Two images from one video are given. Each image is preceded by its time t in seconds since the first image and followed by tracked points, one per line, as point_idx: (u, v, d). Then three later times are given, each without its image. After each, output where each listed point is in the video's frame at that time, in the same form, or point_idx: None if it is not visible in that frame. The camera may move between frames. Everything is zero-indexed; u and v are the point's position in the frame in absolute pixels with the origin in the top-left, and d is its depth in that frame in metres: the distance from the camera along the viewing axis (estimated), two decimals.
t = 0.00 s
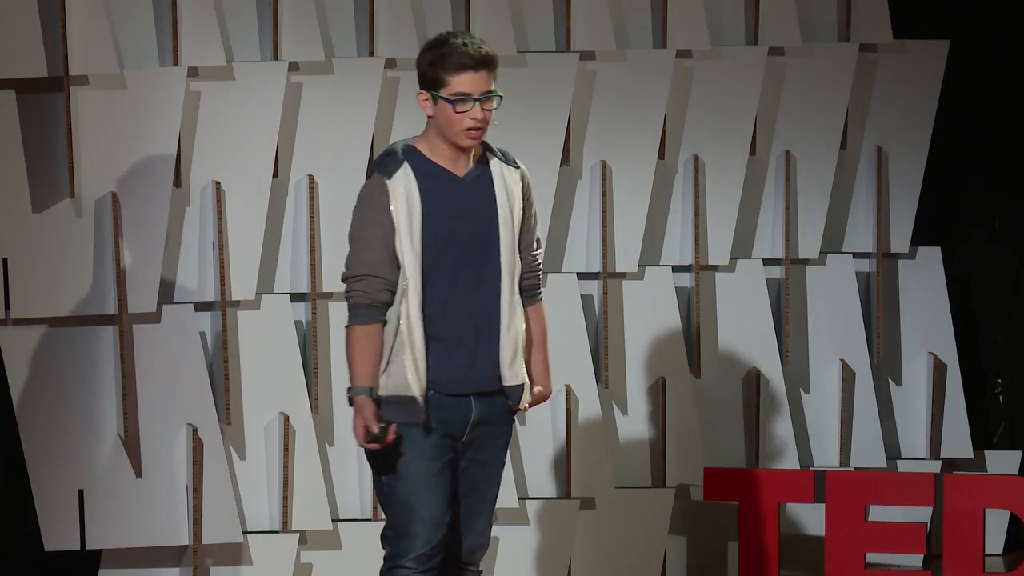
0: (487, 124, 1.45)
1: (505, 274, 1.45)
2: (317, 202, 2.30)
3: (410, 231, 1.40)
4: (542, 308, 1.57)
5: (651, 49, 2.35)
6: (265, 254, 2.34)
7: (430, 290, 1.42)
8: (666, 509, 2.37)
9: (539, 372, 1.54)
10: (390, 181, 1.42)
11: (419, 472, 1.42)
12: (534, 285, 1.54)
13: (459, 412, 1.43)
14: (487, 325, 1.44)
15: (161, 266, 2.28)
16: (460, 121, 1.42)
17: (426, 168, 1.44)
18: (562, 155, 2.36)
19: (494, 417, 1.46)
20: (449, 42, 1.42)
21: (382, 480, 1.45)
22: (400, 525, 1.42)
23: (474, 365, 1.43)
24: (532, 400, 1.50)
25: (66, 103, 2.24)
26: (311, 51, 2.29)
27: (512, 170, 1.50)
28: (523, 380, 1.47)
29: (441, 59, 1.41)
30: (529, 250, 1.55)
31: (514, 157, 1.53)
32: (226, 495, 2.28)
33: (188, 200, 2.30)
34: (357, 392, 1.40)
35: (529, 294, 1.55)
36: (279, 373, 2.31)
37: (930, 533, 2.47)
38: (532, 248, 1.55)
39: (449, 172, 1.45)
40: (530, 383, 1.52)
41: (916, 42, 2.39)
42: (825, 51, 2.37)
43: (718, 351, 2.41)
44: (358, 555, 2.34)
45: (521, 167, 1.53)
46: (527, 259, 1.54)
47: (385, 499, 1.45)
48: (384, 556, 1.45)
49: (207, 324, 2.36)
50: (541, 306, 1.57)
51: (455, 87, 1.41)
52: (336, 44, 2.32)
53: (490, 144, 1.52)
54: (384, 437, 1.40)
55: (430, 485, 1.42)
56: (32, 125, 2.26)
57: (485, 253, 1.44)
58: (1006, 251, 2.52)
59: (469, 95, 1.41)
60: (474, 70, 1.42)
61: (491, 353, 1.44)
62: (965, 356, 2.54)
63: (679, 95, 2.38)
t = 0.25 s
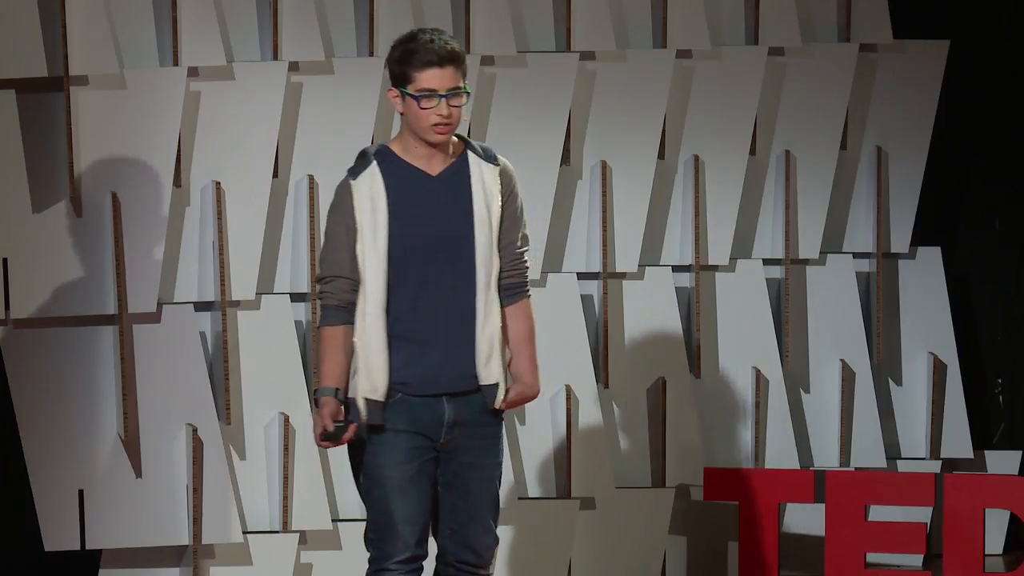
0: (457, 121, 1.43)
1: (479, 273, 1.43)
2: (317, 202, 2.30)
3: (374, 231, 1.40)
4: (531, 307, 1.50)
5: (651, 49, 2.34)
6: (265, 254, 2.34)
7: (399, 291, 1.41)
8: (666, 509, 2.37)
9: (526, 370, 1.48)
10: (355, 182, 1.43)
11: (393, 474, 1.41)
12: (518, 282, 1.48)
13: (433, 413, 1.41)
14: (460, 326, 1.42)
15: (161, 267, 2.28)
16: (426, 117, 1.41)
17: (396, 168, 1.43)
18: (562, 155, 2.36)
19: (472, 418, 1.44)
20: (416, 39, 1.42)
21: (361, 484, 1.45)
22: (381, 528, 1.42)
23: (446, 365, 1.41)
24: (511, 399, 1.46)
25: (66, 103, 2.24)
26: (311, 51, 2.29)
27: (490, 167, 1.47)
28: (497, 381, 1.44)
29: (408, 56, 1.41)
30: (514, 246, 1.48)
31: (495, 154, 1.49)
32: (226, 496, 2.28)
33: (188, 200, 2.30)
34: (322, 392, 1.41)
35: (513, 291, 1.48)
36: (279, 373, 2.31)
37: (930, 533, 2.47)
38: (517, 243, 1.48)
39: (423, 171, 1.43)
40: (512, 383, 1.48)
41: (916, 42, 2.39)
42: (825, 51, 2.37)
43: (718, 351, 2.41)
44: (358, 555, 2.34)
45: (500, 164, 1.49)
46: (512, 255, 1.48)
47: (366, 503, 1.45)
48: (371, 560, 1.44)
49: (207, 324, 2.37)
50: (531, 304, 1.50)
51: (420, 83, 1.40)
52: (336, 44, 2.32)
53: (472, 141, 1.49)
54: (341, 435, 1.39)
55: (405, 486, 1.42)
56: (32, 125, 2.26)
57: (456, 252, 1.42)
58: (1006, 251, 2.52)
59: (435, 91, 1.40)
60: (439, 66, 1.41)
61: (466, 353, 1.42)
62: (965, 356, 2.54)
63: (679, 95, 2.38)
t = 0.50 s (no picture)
0: (425, 122, 1.41)
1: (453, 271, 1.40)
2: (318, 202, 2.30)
3: (342, 235, 1.40)
4: (515, 304, 1.44)
5: (651, 49, 2.34)
6: (265, 254, 2.33)
7: (372, 294, 1.40)
8: (666, 509, 2.37)
9: (512, 366, 1.42)
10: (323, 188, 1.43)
11: (374, 477, 1.40)
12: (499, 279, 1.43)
13: (410, 415, 1.40)
14: (434, 327, 1.40)
15: (161, 267, 2.28)
16: (392, 118, 1.39)
17: (366, 172, 1.42)
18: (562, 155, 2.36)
19: (452, 417, 1.40)
20: (385, 39, 1.41)
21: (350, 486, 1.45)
22: (368, 530, 1.41)
23: (419, 367, 1.39)
24: (486, 396, 1.38)
25: (66, 103, 2.24)
26: (311, 51, 2.29)
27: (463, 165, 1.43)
28: (470, 380, 1.40)
29: (375, 57, 1.40)
30: (493, 241, 1.43)
31: (471, 151, 1.46)
32: (226, 495, 2.28)
33: (188, 200, 2.30)
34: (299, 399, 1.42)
35: (492, 288, 1.43)
36: (279, 373, 2.31)
37: (930, 533, 2.47)
38: (497, 239, 1.43)
39: (395, 173, 1.42)
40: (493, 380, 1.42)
41: (916, 42, 2.39)
42: (825, 51, 2.37)
43: (718, 351, 2.42)
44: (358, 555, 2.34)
45: (475, 161, 1.45)
46: (491, 250, 1.43)
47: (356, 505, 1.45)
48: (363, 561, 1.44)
49: (207, 324, 2.36)
50: (514, 302, 1.44)
51: (387, 84, 1.39)
52: (336, 44, 2.32)
53: (447, 139, 1.46)
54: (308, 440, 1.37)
55: (388, 488, 1.40)
56: (31, 125, 2.24)
57: (428, 252, 1.40)
58: (1006, 251, 2.52)
59: (401, 92, 1.38)
60: (406, 67, 1.39)
61: (440, 354, 1.39)
62: (966, 356, 2.54)
63: (679, 95, 2.37)
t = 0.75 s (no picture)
0: (408, 127, 1.40)
1: (442, 271, 1.39)
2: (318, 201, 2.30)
3: (331, 241, 1.41)
4: (510, 299, 1.42)
5: (651, 49, 2.34)
6: (265, 254, 2.33)
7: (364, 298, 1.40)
8: (666, 509, 2.37)
9: (509, 361, 1.41)
10: (312, 195, 1.45)
11: (373, 479, 1.41)
12: (491, 273, 1.41)
13: (406, 416, 1.39)
14: (426, 327, 1.39)
15: (161, 266, 2.28)
16: (375, 123, 1.38)
17: (353, 176, 1.42)
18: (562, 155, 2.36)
19: (449, 416, 1.40)
20: (369, 44, 1.40)
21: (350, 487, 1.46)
22: (367, 532, 1.42)
23: (412, 368, 1.38)
24: (480, 395, 1.38)
25: (66, 103, 2.24)
26: (311, 51, 2.29)
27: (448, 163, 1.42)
28: (463, 379, 1.39)
29: (359, 62, 1.39)
30: (484, 236, 1.42)
31: (456, 145, 1.44)
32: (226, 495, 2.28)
33: (188, 200, 2.30)
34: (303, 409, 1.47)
35: (485, 284, 1.41)
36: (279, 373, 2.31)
37: (930, 533, 2.47)
38: (488, 233, 1.42)
39: (380, 174, 1.41)
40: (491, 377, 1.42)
41: (915, 42, 2.39)
42: (825, 51, 2.37)
43: (718, 351, 2.42)
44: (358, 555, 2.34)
45: (461, 158, 1.43)
46: (482, 245, 1.41)
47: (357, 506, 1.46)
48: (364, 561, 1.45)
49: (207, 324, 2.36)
50: (509, 297, 1.42)
51: (370, 90, 1.38)
52: (336, 44, 2.32)
53: (435, 137, 1.45)
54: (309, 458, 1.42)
55: (387, 490, 1.41)
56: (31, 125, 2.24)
57: (417, 253, 1.39)
58: (1006, 251, 2.52)
59: (384, 98, 1.38)
60: (389, 73, 1.38)
61: (432, 355, 1.39)
62: (966, 356, 2.54)
63: (679, 95, 2.37)
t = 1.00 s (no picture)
0: (419, 141, 1.40)
1: (449, 272, 1.39)
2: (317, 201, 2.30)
3: (339, 243, 1.41)
4: (519, 301, 1.42)
5: (651, 49, 2.34)
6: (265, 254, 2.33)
7: (371, 299, 1.40)
8: (666, 509, 2.37)
9: (517, 362, 1.41)
10: (322, 197, 1.45)
11: (379, 480, 1.42)
12: (501, 274, 1.41)
13: (413, 417, 1.40)
14: (432, 328, 1.39)
15: (161, 266, 2.28)
16: (386, 138, 1.38)
17: (362, 177, 1.42)
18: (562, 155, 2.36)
19: (456, 417, 1.40)
20: (384, 57, 1.38)
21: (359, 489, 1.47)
22: (373, 533, 1.43)
23: (418, 369, 1.38)
24: (485, 394, 1.39)
25: (65, 103, 2.24)
26: (311, 51, 2.29)
27: (457, 164, 1.42)
28: (468, 380, 1.39)
29: (372, 75, 1.38)
30: (492, 238, 1.42)
31: (467, 147, 1.44)
32: (226, 495, 2.28)
33: (188, 200, 2.30)
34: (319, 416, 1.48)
35: (494, 286, 1.41)
36: (279, 373, 2.31)
37: (930, 533, 2.47)
38: (496, 235, 1.42)
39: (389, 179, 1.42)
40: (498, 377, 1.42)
41: (916, 42, 2.39)
42: (825, 51, 2.37)
43: (718, 351, 2.42)
44: (358, 555, 2.34)
45: (470, 160, 1.43)
46: (491, 246, 1.41)
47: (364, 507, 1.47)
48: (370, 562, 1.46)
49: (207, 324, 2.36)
50: (518, 298, 1.42)
51: (382, 107, 1.37)
52: (336, 44, 2.32)
53: (446, 139, 1.45)
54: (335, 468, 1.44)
55: (393, 492, 1.42)
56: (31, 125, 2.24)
57: (424, 253, 1.39)
58: (1006, 251, 2.52)
59: (396, 117, 1.37)
60: (403, 92, 1.37)
61: (438, 356, 1.39)
62: (966, 356, 2.54)
63: (679, 95, 2.37)
